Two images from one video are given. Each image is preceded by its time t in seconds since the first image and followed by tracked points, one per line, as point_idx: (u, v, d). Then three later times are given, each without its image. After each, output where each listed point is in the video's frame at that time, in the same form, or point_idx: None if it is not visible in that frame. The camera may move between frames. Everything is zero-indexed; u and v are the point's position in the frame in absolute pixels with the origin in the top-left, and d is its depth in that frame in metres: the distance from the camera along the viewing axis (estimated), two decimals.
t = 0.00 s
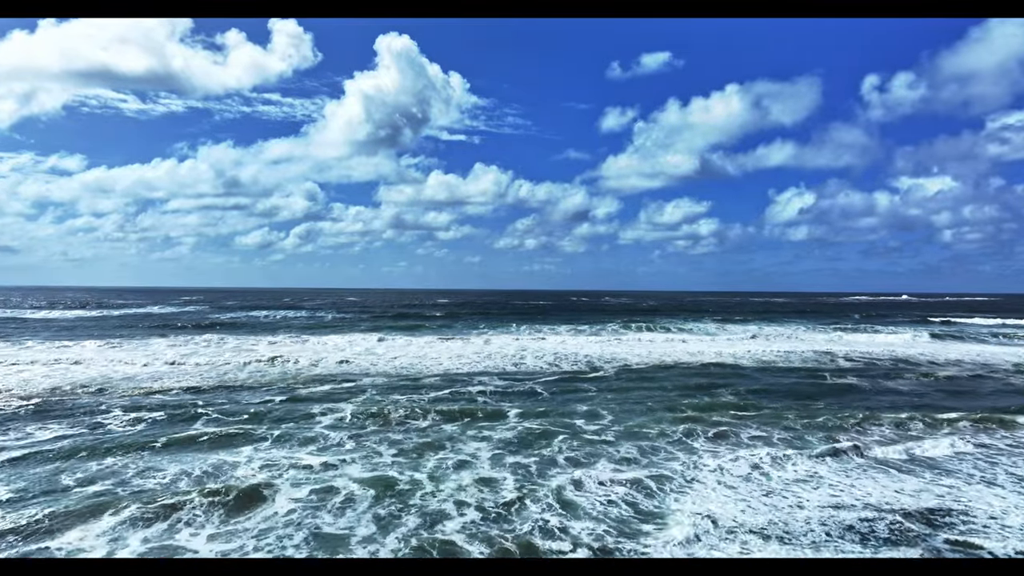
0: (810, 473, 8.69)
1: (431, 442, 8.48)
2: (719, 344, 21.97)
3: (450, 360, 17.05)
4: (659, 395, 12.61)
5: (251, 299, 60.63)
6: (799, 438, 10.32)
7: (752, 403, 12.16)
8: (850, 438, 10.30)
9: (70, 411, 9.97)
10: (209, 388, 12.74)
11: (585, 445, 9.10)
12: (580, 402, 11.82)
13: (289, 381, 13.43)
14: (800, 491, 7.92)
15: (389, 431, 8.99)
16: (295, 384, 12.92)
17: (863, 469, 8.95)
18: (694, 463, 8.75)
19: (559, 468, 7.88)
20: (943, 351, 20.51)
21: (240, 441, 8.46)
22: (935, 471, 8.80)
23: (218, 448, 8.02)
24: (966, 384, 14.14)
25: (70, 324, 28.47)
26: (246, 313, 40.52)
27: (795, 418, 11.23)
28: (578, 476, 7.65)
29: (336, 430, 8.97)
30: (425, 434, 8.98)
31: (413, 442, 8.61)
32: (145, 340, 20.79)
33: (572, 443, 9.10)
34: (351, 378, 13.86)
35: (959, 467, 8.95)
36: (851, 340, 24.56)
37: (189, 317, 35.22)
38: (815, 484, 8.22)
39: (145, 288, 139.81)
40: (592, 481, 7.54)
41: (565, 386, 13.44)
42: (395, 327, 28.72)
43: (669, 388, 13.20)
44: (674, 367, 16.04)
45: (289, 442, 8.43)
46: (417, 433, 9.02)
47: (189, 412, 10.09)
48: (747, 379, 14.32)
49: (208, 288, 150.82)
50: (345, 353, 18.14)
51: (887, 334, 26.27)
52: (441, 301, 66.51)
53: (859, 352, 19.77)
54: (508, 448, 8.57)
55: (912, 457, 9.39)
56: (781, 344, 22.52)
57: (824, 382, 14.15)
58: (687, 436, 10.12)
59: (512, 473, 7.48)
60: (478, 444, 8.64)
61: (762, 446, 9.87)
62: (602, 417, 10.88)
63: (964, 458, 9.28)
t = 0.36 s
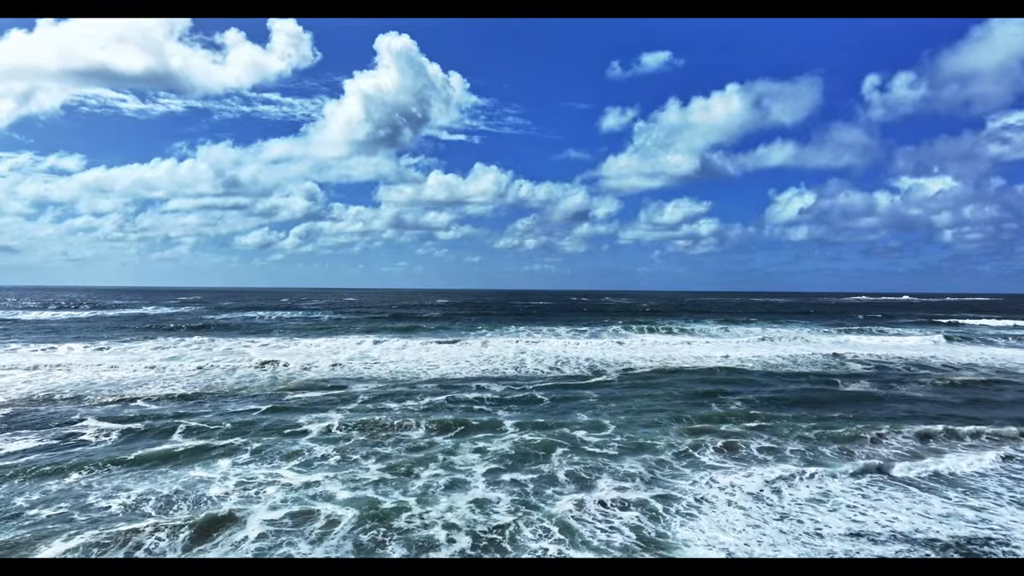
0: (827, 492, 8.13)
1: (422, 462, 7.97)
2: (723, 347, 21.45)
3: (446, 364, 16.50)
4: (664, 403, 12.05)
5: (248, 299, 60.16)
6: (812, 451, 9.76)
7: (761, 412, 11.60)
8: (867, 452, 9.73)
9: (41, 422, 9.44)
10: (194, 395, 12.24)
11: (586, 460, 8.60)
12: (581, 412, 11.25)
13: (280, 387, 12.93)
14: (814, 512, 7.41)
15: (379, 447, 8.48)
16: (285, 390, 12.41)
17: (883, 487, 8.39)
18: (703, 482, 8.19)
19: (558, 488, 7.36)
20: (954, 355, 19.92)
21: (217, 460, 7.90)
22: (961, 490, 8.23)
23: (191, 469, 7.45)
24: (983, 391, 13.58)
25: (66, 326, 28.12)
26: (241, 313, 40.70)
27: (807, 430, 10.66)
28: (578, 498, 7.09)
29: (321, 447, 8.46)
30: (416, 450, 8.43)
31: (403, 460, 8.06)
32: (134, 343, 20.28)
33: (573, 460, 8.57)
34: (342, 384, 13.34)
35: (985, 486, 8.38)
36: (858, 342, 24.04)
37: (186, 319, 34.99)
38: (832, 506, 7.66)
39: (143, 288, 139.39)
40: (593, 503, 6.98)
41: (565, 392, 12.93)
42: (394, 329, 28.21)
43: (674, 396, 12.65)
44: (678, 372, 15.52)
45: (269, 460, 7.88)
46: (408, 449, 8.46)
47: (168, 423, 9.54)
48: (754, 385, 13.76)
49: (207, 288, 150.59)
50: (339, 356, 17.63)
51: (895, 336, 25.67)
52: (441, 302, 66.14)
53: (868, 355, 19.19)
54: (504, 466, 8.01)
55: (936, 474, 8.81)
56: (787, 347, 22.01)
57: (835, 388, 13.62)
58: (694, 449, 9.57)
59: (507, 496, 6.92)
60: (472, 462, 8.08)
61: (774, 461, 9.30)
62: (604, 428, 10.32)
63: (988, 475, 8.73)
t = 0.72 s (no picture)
0: (840, 508, 7.60)
1: (407, 474, 7.44)
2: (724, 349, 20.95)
3: (439, 366, 15.95)
4: (664, 409, 11.53)
5: (241, 299, 59.58)
6: (822, 461, 9.23)
7: (766, 419, 11.07)
8: (880, 463, 9.20)
9: (5, 431, 8.87)
10: (172, 401, 11.68)
11: (584, 471, 8.08)
12: (578, 419, 10.70)
13: (263, 391, 12.36)
14: (829, 530, 6.89)
15: (362, 457, 7.93)
16: (268, 395, 11.85)
17: (899, 501, 7.88)
18: (708, 495, 7.68)
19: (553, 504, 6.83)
20: (960, 356, 19.43)
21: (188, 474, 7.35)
22: (983, 506, 7.71)
23: (158, 485, 6.90)
24: (994, 395, 13.10)
25: (50, 326, 27.44)
26: (233, 313, 40.21)
27: (815, 438, 10.14)
28: (575, 516, 6.56)
29: (301, 458, 7.92)
30: (402, 462, 7.86)
31: (388, 472, 7.53)
32: (119, 344, 19.72)
33: (570, 471, 8.04)
34: (329, 387, 12.77)
35: (1007, 500, 7.87)
36: (860, 343, 23.57)
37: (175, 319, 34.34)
38: (847, 524, 7.14)
39: (137, 288, 138.57)
40: (591, 521, 6.45)
41: (562, 397, 12.40)
42: (386, 330, 27.65)
43: (675, 401, 12.12)
44: (678, 374, 15.01)
45: (243, 474, 7.32)
46: (393, 461, 7.90)
47: (140, 433, 8.97)
48: (758, 389, 13.23)
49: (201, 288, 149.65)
50: (328, 358, 17.06)
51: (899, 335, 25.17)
52: (436, 302, 65.59)
53: (873, 357, 18.68)
54: (495, 480, 7.46)
55: (955, 488, 8.29)
56: (789, 348, 21.52)
57: (842, 392, 13.12)
58: (698, 459, 9.03)
59: (498, 514, 6.39)
60: (461, 475, 7.53)
61: (783, 472, 8.76)
62: (602, 436, 9.78)
63: (1010, 488, 8.23)
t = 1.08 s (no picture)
0: (837, 524, 7.17)
1: (376, 490, 6.89)
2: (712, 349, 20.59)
3: (418, 369, 15.38)
4: (652, 415, 11.05)
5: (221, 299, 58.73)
6: (816, 471, 8.80)
7: (758, 426, 10.64)
8: (877, 473, 8.79)
9: None
10: (133, 408, 11.04)
11: (567, 484, 7.57)
12: (560, 427, 10.19)
13: (230, 398, 11.73)
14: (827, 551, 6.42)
15: (328, 472, 7.34)
16: (236, 402, 11.23)
17: (899, 517, 7.44)
18: (698, 511, 7.21)
19: (533, 525, 6.30)
20: (949, 357, 19.20)
21: (136, 495, 6.76)
22: (986, 522, 7.30)
23: (101, 506, 6.33)
24: (988, 400, 12.76)
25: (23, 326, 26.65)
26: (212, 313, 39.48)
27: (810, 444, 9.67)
28: (556, 538, 6.05)
29: (261, 472, 7.34)
30: (373, 476, 7.30)
31: (355, 488, 6.98)
32: (87, 346, 19.05)
33: (553, 485, 7.52)
34: (301, 393, 12.14)
35: (1012, 515, 7.45)
36: (848, 344, 23.38)
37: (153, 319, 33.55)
38: (845, 543, 6.69)
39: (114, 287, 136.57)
40: (573, 546, 5.94)
41: (546, 402, 11.88)
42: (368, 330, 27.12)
43: (663, 406, 11.66)
44: (665, 377, 14.57)
45: (196, 492, 6.78)
46: (363, 474, 7.33)
47: (92, 446, 8.38)
48: (747, 394, 12.81)
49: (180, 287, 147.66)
50: (304, 362, 16.43)
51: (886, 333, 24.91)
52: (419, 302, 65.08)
53: (863, 359, 18.33)
54: (471, 496, 6.92)
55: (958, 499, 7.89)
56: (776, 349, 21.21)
57: (833, 397, 12.72)
58: (688, 470, 8.57)
59: (471, 539, 5.87)
60: (435, 490, 7.00)
61: (777, 483, 8.31)
62: (587, 445, 9.28)
63: (1015, 502, 7.81)
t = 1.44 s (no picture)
0: None
1: None
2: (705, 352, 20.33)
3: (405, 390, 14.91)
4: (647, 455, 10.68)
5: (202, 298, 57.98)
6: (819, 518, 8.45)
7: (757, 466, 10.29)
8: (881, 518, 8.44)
9: None
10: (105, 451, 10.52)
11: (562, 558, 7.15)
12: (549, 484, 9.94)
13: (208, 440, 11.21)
14: None
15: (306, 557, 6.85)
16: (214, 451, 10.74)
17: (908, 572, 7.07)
18: None
19: None
20: (943, 360, 18.98)
21: None
22: None
23: None
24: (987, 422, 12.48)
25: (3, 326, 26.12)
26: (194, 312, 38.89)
27: (804, 487, 9.49)
28: None
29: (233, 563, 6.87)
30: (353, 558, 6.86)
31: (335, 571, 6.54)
32: (67, 351, 18.68)
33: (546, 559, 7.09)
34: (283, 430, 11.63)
35: None
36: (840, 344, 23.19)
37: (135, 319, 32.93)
38: None
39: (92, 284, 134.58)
40: None
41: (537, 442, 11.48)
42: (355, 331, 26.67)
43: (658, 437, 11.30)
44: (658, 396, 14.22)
45: None
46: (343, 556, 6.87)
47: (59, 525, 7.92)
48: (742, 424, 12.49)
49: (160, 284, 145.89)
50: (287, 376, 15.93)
51: (875, 334, 24.80)
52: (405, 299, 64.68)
53: (856, 369, 18.10)
54: None
55: (956, 543, 7.72)
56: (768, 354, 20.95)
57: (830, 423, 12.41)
58: (687, 525, 8.19)
59: None
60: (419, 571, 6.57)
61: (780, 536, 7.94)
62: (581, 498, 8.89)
63: None
